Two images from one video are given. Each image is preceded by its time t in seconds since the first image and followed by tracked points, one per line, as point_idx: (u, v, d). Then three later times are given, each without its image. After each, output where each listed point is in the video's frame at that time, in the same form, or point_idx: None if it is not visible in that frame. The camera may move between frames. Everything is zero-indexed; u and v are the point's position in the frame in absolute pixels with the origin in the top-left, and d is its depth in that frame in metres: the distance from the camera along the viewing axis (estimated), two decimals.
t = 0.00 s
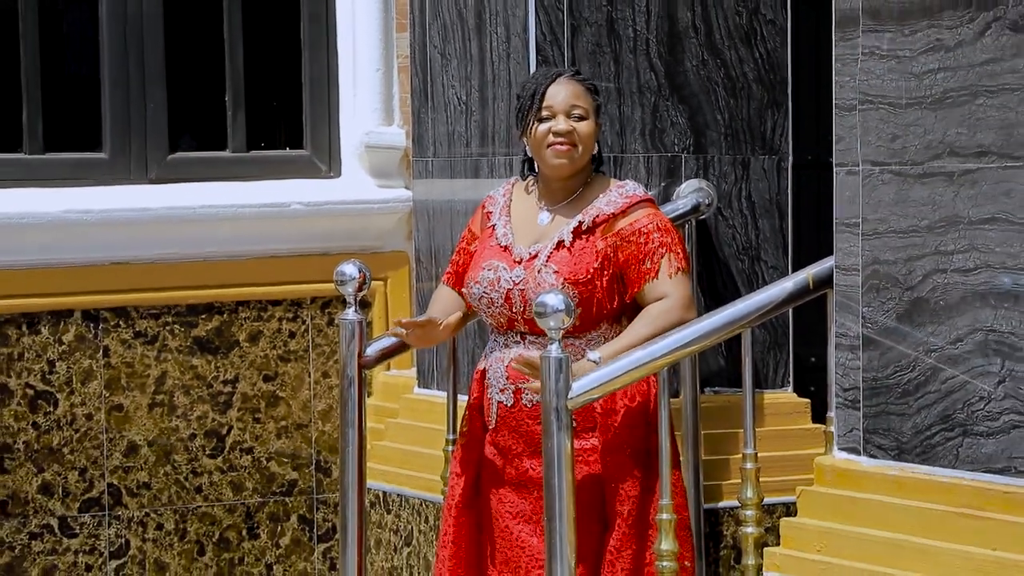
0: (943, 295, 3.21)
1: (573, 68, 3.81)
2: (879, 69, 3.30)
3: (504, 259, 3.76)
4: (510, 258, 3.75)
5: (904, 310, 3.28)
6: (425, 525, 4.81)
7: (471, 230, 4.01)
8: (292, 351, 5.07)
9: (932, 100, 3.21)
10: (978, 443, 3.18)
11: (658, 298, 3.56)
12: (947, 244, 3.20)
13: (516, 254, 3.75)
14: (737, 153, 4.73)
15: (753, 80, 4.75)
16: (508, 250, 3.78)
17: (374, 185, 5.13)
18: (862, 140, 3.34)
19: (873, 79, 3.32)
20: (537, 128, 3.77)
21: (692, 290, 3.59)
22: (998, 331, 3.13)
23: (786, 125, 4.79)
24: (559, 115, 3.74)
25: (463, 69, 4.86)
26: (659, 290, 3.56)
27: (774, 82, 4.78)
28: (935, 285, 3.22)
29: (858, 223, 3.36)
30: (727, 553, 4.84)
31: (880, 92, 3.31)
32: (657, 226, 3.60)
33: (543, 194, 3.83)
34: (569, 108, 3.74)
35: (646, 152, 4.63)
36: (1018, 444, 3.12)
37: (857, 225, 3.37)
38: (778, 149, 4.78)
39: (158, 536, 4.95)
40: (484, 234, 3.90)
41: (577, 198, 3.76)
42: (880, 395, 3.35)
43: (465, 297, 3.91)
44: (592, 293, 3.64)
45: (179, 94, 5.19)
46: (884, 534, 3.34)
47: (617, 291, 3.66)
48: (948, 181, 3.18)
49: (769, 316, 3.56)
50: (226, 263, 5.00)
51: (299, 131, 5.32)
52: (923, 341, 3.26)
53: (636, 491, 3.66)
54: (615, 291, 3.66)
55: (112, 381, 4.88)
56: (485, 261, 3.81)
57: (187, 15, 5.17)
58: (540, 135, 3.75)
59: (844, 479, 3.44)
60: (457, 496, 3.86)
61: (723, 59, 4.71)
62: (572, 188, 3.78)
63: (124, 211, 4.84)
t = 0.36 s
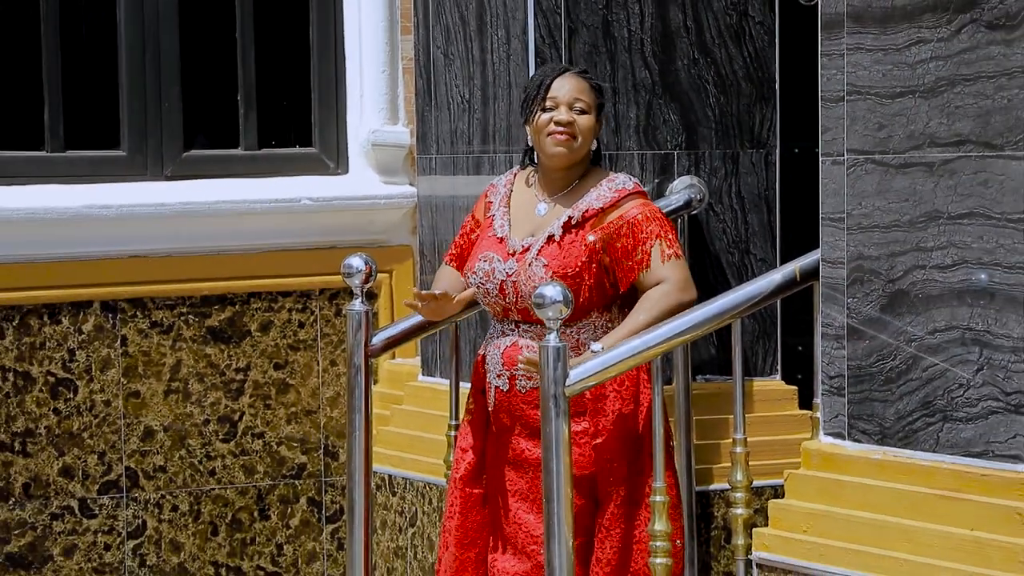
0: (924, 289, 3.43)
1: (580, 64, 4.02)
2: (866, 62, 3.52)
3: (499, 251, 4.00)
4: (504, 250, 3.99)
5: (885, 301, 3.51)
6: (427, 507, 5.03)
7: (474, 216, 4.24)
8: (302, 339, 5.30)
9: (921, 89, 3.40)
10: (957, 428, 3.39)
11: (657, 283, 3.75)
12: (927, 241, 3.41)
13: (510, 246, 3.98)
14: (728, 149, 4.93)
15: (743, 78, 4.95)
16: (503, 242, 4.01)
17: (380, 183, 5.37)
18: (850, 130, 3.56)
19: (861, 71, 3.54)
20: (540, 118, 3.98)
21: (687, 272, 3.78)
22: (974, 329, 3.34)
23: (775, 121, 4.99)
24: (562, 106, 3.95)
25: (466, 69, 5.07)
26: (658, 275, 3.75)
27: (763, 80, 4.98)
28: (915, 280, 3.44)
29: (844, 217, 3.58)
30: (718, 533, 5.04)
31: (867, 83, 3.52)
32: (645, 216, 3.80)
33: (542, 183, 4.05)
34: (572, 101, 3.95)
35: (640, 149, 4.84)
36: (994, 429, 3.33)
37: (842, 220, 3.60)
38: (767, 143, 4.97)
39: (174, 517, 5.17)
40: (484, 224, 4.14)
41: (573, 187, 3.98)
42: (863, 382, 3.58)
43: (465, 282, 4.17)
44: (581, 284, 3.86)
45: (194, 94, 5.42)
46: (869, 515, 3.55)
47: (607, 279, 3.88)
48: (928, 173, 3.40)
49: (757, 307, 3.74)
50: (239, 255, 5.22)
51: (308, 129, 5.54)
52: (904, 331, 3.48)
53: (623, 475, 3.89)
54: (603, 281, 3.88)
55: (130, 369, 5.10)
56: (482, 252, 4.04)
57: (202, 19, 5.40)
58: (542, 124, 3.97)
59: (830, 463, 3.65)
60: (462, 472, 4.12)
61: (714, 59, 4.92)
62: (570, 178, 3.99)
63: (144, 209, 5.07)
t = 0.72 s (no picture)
0: (907, 276, 3.65)
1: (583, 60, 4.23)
2: (851, 60, 3.75)
3: (496, 239, 4.23)
4: (501, 238, 4.22)
5: (870, 288, 3.74)
6: (432, 485, 5.26)
7: (481, 204, 4.47)
8: (310, 326, 5.52)
9: (905, 85, 3.63)
10: (939, 410, 3.61)
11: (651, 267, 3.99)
12: (910, 232, 3.64)
13: (507, 235, 4.21)
14: (720, 143, 5.14)
15: (733, 75, 5.16)
16: (501, 230, 4.25)
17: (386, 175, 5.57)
18: (835, 125, 3.80)
19: (846, 68, 3.77)
20: (543, 110, 4.18)
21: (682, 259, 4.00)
22: (955, 315, 3.56)
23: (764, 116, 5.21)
24: (565, 100, 4.16)
25: (468, 66, 5.27)
26: (652, 259, 3.99)
27: (752, 77, 5.19)
28: (898, 268, 3.67)
29: (830, 208, 3.82)
30: (709, 511, 5.30)
31: (852, 80, 3.75)
32: (638, 206, 4.03)
33: (543, 173, 4.25)
34: (575, 95, 4.16)
35: (636, 143, 5.03)
36: (974, 411, 3.54)
37: (828, 211, 3.85)
38: (756, 138, 5.20)
39: (188, 496, 5.40)
40: (486, 212, 4.38)
41: (572, 177, 4.19)
42: (850, 366, 3.81)
43: (467, 268, 4.42)
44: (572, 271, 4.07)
45: (208, 90, 5.63)
46: (854, 493, 3.74)
47: (597, 266, 4.07)
48: (911, 166, 3.63)
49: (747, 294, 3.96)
50: (251, 244, 5.45)
51: (316, 124, 5.75)
52: (888, 317, 3.70)
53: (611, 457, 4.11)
54: (595, 268, 4.07)
55: (146, 353, 5.32)
56: (482, 239, 4.28)
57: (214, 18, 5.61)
58: (545, 116, 4.17)
59: (818, 443, 3.87)
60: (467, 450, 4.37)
61: (706, 57, 5.13)
62: (569, 168, 4.20)
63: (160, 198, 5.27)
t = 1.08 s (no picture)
0: (894, 264, 3.74)
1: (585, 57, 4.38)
2: (840, 54, 3.86)
3: (499, 225, 4.43)
4: (503, 224, 4.42)
5: (859, 276, 3.84)
6: (435, 467, 5.44)
7: (492, 193, 4.66)
8: (318, 312, 5.72)
9: (891, 79, 3.72)
10: (925, 393, 3.69)
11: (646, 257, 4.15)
12: (897, 221, 3.73)
13: (509, 220, 4.40)
14: (714, 134, 5.31)
15: (727, 69, 5.34)
16: (503, 217, 4.44)
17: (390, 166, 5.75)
18: (826, 118, 3.91)
19: (835, 62, 3.88)
20: (546, 108, 4.35)
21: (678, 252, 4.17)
22: (941, 302, 3.64)
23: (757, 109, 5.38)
24: (567, 98, 4.32)
25: (470, 61, 5.45)
26: (647, 250, 4.16)
27: (745, 71, 5.37)
28: (886, 256, 3.76)
29: (820, 198, 3.93)
30: (704, 491, 5.48)
31: (841, 74, 3.86)
32: (636, 197, 4.19)
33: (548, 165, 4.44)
34: (576, 93, 4.32)
35: (632, 135, 5.21)
36: (959, 394, 3.62)
37: (818, 201, 3.95)
38: (749, 130, 5.36)
39: (200, 476, 5.60)
40: (493, 199, 4.57)
41: (575, 171, 4.36)
42: (839, 350, 3.91)
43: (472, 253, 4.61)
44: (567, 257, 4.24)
45: (219, 83, 5.82)
46: (842, 474, 3.85)
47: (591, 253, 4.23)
48: (898, 157, 3.72)
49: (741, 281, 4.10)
50: (259, 232, 5.63)
51: (323, 116, 5.94)
52: (876, 304, 3.80)
53: (598, 440, 4.17)
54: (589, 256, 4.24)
55: (159, 339, 5.52)
56: (487, 225, 4.48)
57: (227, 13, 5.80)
58: (548, 114, 4.34)
59: (807, 426, 3.98)
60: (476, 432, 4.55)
61: (700, 52, 5.30)
62: (572, 162, 4.37)
63: (171, 189, 5.44)
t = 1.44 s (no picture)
0: (881, 261, 3.89)
1: (586, 66, 4.57)
2: (830, 58, 4.00)
3: (507, 221, 4.69)
4: (511, 220, 4.68)
5: (847, 272, 3.98)
6: (440, 455, 5.67)
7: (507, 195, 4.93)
8: (328, 306, 5.96)
9: (880, 82, 3.86)
10: (911, 384, 3.83)
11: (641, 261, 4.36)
12: (884, 219, 3.87)
13: (517, 217, 4.66)
14: (708, 135, 5.48)
15: (720, 73, 5.50)
16: (512, 214, 4.70)
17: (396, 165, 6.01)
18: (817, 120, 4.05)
19: (825, 66, 4.02)
20: (552, 121, 4.57)
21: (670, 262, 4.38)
22: (925, 296, 3.78)
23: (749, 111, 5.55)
24: (570, 111, 4.53)
25: (473, 65, 5.66)
26: (641, 256, 4.37)
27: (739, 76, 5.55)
28: (873, 253, 3.91)
29: (809, 197, 4.08)
30: (698, 478, 5.70)
31: (831, 78, 4.00)
32: (637, 202, 4.39)
33: (557, 169, 4.68)
34: (579, 105, 4.53)
35: (630, 136, 5.39)
36: (943, 385, 3.74)
37: (808, 199, 4.10)
38: (742, 130, 5.53)
39: (214, 464, 5.84)
40: (507, 199, 4.83)
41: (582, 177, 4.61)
42: (828, 343, 4.06)
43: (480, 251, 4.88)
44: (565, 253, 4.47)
45: (232, 86, 6.06)
46: (830, 461, 4.00)
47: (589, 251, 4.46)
48: (886, 157, 3.85)
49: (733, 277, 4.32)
50: (271, 229, 5.87)
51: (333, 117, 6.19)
52: (863, 299, 3.94)
53: (591, 432, 4.38)
54: (586, 253, 4.47)
55: (175, 332, 5.75)
56: (498, 221, 4.74)
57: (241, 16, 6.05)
58: (553, 128, 4.56)
59: (797, 415, 4.14)
60: (485, 424, 4.80)
61: (696, 56, 5.47)
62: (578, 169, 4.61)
63: (187, 188, 5.68)
